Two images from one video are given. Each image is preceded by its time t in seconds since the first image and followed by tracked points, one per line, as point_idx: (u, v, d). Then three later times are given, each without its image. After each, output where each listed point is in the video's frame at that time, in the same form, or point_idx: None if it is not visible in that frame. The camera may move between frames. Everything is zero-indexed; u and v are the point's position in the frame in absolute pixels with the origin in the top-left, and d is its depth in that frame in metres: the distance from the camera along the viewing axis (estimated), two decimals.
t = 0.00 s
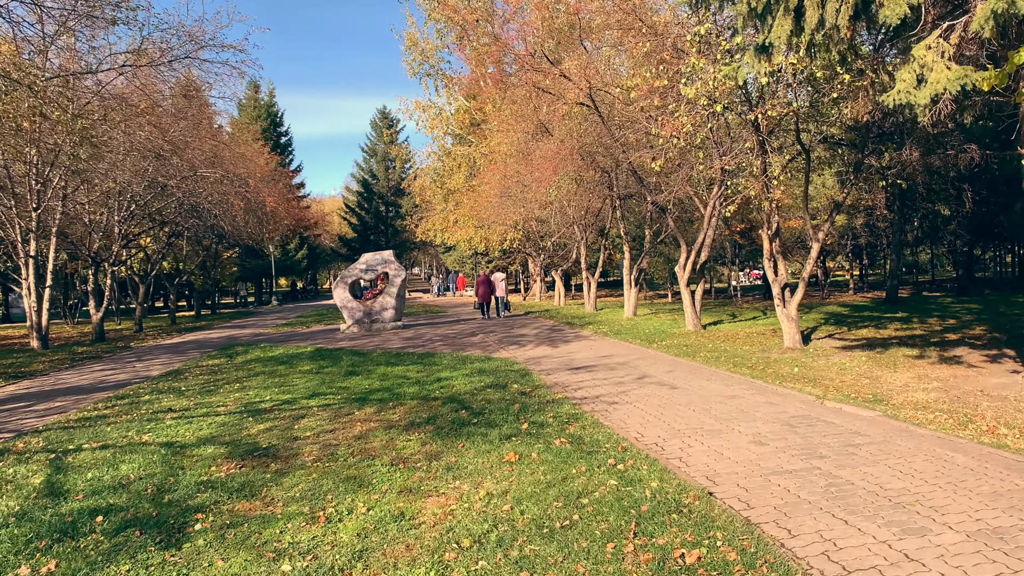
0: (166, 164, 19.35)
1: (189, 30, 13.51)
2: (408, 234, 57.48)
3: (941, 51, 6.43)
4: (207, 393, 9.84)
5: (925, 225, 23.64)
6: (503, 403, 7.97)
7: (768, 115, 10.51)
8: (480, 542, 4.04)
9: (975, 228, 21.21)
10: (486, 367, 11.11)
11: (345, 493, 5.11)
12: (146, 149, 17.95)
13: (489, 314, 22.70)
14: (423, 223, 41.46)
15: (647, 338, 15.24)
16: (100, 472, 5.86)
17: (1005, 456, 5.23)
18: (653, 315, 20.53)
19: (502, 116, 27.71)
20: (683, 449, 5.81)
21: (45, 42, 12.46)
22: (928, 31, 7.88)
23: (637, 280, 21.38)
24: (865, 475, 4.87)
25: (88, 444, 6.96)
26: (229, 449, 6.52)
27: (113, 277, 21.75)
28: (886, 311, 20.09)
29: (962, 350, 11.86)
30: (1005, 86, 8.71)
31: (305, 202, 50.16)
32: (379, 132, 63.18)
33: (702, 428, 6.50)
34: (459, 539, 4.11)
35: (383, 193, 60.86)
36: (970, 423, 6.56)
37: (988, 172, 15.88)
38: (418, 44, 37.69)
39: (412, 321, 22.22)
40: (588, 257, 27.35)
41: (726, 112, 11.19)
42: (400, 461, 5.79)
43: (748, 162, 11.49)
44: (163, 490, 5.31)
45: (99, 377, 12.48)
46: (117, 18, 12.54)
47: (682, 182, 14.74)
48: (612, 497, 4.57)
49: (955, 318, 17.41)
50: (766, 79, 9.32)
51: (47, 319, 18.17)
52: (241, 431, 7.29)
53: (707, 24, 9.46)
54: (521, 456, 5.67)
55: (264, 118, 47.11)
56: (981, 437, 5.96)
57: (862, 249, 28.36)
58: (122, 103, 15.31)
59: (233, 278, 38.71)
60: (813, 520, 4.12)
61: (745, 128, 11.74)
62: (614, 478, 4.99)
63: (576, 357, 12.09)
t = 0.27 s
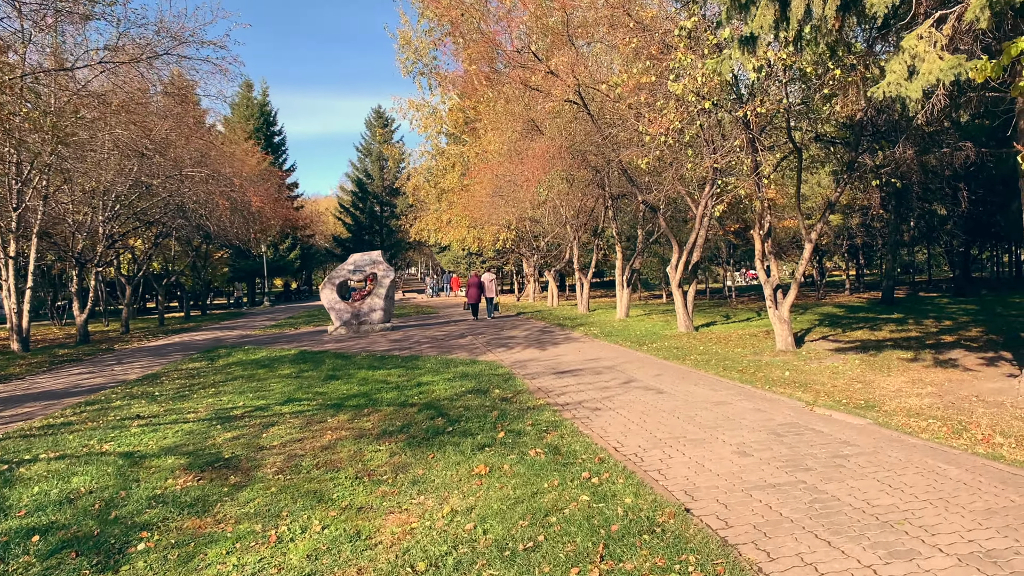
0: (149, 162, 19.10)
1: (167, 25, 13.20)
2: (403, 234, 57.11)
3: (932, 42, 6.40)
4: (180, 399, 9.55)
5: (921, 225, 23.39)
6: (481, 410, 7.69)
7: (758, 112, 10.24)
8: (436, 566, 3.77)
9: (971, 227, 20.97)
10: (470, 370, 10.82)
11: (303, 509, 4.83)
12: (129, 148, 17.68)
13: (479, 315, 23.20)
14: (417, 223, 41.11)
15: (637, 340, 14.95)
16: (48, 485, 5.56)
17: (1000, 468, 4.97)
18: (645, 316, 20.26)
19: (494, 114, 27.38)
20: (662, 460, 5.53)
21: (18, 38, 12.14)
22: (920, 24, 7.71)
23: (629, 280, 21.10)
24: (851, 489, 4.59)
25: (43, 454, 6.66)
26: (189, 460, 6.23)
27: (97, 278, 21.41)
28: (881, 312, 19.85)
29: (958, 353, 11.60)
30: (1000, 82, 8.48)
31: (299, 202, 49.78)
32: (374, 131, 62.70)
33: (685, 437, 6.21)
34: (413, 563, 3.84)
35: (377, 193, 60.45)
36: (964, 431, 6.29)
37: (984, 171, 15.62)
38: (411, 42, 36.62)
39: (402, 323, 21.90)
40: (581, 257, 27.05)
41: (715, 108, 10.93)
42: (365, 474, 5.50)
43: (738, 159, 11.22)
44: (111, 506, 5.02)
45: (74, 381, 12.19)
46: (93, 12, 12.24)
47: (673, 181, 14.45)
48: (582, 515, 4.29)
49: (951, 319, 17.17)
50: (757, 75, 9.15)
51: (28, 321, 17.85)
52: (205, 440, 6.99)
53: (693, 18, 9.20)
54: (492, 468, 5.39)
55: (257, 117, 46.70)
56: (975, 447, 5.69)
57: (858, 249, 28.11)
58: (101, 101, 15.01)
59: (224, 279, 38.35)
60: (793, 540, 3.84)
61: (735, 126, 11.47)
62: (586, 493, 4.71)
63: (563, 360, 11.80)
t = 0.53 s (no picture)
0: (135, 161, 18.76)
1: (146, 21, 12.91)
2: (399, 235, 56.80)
3: (926, 31, 6.71)
4: (154, 404, 9.25)
5: (919, 225, 23.12)
6: (458, 416, 7.42)
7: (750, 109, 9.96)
8: None
9: (969, 228, 20.71)
10: (454, 374, 10.52)
11: (257, 526, 4.54)
12: (113, 147, 17.38)
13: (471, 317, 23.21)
14: (412, 224, 40.81)
15: (629, 343, 14.67)
16: None
17: (996, 482, 4.69)
18: (639, 318, 19.98)
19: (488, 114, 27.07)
20: (641, 472, 5.25)
21: None
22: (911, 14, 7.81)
23: (623, 282, 20.81)
24: (838, 505, 4.31)
25: None
26: (149, 470, 5.94)
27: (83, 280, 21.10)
28: (878, 314, 19.58)
29: (955, 356, 11.33)
30: (996, 77, 8.23)
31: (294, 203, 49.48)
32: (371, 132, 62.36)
33: (667, 446, 5.94)
34: None
35: (374, 194, 60.12)
36: (960, 440, 6.02)
37: (983, 171, 15.35)
38: (406, 42, 36.23)
39: (393, 325, 21.62)
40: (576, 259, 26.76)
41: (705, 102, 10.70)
42: (328, 486, 5.21)
43: (730, 158, 10.95)
44: (54, 522, 4.74)
45: (51, 385, 11.89)
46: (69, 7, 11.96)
47: (665, 180, 14.16)
48: (550, 534, 4.01)
49: (949, 321, 16.90)
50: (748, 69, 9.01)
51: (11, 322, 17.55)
52: (170, 448, 6.70)
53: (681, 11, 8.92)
54: (461, 481, 5.10)
55: (252, 117, 46.41)
56: (970, 458, 5.42)
57: (856, 251, 27.83)
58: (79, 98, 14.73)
59: (218, 280, 38.03)
60: (773, 562, 3.57)
61: (727, 123, 11.19)
62: (557, 509, 4.42)
63: (551, 364, 11.51)
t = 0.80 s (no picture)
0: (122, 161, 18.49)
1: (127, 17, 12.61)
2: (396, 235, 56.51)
3: (924, 21, 6.48)
4: (130, 410, 8.97)
5: (918, 225, 22.84)
6: (439, 425, 7.15)
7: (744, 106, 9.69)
8: None
9: (970, 228, 20.45)
10: (440, 379, 10.24)
11: (214, 547, 4.27)
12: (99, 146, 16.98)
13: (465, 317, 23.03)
14: (408, 224, 40.52)
15: (623, 346, 14.40)
16: None
17: (999, 500, 4.42)
18: (634, 319, 19.71)
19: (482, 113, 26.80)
20: (624, 487, 4.98)
21: None
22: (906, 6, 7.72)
23: (618, 283, 20.54)
24: (830, 526, 4.04)
25: None
26: (112, 482, 5.64)
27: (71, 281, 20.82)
28: (877, 315, 19.31)
29: (955, 360, 11.06)
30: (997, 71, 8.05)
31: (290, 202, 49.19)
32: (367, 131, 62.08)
33: (653, 458, 5.67)
34: None
35: (371, 193, 59.82)
36: (960, 452, 5.75)
37: (984, 169, 15.08)
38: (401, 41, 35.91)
39: (386, 326, 21.35)
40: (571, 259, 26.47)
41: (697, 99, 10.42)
42: (294, 503, 4.94)
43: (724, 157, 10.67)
44: None
45: (31, 389, 11.61)
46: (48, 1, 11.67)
47: (659, 180, 13.87)
48: (520, 559, 3.74)
49: (948, 323, 16.64)
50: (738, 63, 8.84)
51: None
52: (137, 459, 6.41)
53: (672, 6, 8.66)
54: (434, 497, 4.83)
55: (248, 117, 46.06)
56: (970, 472, 5.15)
57: (854, 251, 27.56)
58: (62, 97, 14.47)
59: (212, 281, 37.75)
60: None
61: (721, 121, 10.91)
62: (531, 530, 4.15)
63: (541, 368, 11.24)
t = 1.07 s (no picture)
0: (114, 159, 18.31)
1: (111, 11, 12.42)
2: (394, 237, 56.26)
3: (924, 10, 6.95)
4: (105, 416, 8.67)
5: (919, 226, 22.56)
6: (420, 432, 6.88)
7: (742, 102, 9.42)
8: None
9: (971, 229, 20.18)
10: (428, 383, 9.97)
11: (166, 566, 3.98)
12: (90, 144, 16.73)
13: (460, 320, 22.75)
14: (405, 225, 40.27)
15: (618, 349, 14.12)
16: None
17: (1005, 516, 4.14)
18: (631, 322, 19.45)
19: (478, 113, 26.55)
20: (607, 501, 4.70)
21: None
22: None
23: (615, 285, 20.28)
24: (825, 547, 3.76)
25: None
26: (70, 493, 5.34)
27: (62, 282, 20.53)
28: (877, 318, 19.03)
29: (957, 364, 10.79)
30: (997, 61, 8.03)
31: (288, 203, 48.94)
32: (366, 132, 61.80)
33: (640, 470, 5.38)
34: None
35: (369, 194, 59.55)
36: (963, 463, 5.46)
37: (986, 169, 14.82)
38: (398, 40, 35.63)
39: (380, 328, 21.07)
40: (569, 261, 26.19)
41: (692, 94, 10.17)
42: (259, 517, 4.65)
43: (720, 155, 10.40)
44: None
45: (11, 393, 11.32)
46: None
47: (655, 179, 13.60)
48: None
49: (950, 326, 16.36)
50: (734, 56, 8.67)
51: None
52: (103, 468, 6.13)
53: None
54: (406, 512, 4.55)
55: (245, 117, 45.80)
56: (973, 485, 4.87)
57: (854, 252, 27.27)
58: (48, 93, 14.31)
59: (208, 282, 37.48)
60: None
61: (718, 119, 10.65)
62: (503, 550, 3.88)
63: (532, 371, 10.95)
